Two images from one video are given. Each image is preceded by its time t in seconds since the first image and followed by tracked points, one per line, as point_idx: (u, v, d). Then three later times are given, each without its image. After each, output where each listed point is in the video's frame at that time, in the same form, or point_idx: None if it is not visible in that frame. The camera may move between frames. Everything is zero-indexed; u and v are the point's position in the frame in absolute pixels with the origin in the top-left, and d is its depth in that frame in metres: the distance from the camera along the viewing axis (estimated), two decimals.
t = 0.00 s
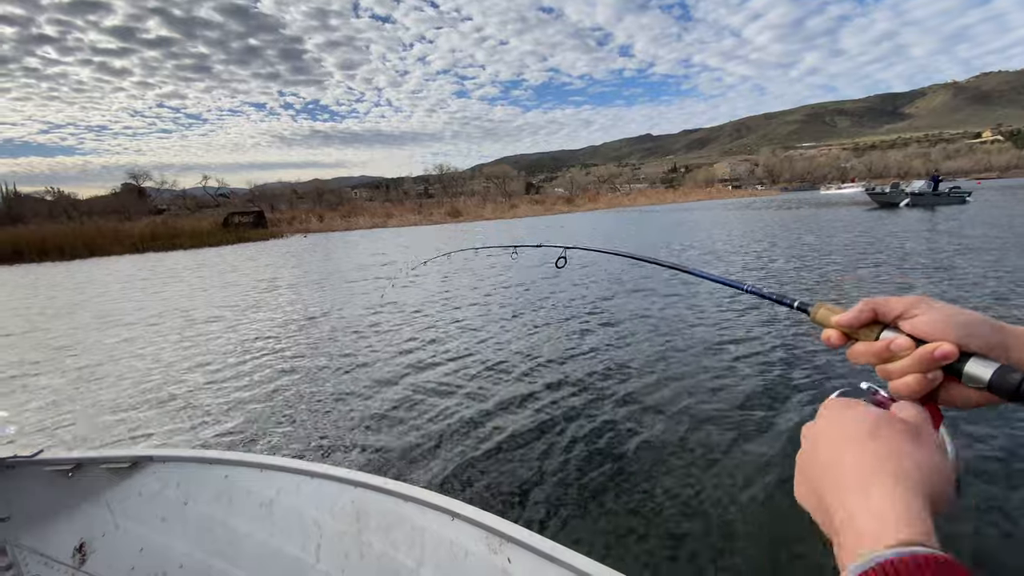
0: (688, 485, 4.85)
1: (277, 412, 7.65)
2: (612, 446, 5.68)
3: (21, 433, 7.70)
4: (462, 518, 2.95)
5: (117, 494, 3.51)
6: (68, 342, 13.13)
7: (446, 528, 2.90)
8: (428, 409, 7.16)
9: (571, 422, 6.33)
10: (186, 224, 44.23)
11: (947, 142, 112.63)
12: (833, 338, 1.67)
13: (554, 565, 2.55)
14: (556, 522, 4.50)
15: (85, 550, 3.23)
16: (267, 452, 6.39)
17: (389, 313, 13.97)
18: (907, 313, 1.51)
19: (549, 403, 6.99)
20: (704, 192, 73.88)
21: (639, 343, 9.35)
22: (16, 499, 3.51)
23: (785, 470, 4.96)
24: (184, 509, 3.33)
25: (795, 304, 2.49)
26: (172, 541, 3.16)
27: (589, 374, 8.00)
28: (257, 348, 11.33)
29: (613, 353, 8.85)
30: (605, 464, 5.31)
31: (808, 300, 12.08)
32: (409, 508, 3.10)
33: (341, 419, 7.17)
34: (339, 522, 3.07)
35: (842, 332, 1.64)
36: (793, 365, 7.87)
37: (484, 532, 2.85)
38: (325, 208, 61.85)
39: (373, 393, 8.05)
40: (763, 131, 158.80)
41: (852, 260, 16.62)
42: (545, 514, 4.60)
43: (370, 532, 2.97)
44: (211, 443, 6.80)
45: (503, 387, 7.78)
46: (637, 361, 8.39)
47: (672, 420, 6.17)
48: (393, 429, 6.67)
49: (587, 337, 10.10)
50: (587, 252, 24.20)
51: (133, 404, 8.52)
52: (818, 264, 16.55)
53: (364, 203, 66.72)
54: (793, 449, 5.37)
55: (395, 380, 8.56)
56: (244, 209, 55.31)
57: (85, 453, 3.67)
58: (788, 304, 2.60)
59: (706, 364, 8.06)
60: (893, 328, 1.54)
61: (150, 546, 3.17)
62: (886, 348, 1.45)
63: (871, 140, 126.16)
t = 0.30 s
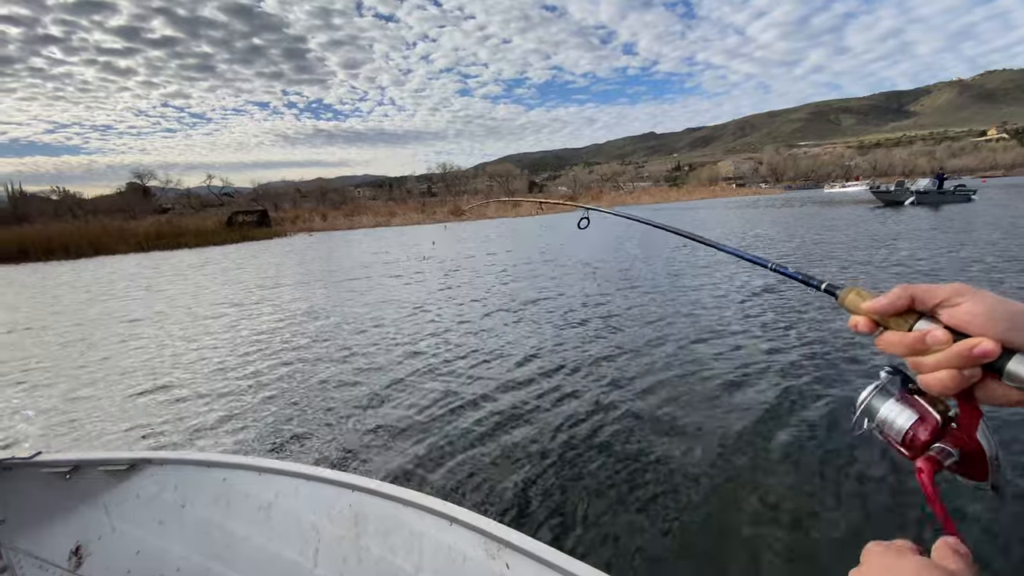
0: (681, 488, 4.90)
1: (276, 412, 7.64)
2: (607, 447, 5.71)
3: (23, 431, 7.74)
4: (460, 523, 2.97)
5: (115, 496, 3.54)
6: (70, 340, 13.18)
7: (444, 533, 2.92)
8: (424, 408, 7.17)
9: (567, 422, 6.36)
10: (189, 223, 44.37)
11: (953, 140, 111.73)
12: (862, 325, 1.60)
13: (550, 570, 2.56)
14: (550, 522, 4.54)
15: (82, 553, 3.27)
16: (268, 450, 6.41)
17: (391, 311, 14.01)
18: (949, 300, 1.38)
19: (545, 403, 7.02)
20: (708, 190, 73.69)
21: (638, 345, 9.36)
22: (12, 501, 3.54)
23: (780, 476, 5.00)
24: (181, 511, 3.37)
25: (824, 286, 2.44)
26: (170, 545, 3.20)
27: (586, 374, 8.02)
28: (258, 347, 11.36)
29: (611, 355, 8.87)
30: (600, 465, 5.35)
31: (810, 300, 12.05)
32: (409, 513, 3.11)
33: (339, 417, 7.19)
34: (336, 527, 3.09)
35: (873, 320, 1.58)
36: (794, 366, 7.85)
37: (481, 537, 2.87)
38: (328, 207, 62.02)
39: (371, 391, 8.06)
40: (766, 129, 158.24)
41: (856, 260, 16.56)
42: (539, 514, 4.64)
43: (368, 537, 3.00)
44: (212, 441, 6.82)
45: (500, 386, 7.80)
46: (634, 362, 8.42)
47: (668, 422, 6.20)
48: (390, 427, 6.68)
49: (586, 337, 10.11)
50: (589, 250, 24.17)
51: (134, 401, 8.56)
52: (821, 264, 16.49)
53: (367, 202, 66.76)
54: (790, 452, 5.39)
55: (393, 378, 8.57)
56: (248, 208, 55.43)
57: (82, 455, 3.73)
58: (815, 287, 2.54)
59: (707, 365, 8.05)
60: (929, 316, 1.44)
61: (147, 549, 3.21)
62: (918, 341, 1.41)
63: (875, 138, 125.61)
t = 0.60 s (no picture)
0: (687, 487, 4.86)
1: (280, 411, 7.62)
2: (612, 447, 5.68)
3: (31, 431, 7.76)
4: (465, 518, 2.91)
5: (121, 493, 3.51)
6: (78, 341, 13.24)
7: (448, 528, 2.87)
8: (429, 408, 7.15)
9: (572, 423, 6.33)
10: (195, 223, 44.57)
11: (961, 138, 110.56)
12: (917, 337, 1.53)
13: (557, 564, 2.51)
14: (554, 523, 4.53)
15: (89, 549, 3.25)
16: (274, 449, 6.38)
17: (397, 311, 13.99)
18: (1010, 311, 1.35)
19: (549, 403, 7.00)
20: (714, 189, 73.25)
21: (644, 345, 9.30)
22: (16, 498, 3.45)
23: (788, 476, 4.94)
24: (186, 508, 3.33)
25: (869, 299, 2.45)
26: (176, 541, 3.17)
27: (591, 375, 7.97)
28: (264, 346, 11.37)
29: (617, 355, 8.81)
30: (604, 465, 5.33)
31: (818, 300, 11.96)
32: (413, 508, 3.06)
33: (345, 417, 7.17)
34: (341, 522, 3.05)
35: (930, 332, 1.50)
36: (803, 366, 7.77)
37: (486, 531, 2.81)
38: (333, 207, 62.24)
39: (376, 390, 8.04)
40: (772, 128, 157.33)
41: (865, 260, 16.38)
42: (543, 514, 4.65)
43: (372, 532, 2.95)
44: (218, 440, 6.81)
45: (505, 386, 7.78)
46: (641, 362, 8.37)
47: (674, 422, 6.14)
48: (395, 427, 6.67)
49: (591, 337, 10.07)
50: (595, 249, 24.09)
51: (141, 400, 8.57)
52: (829, 263, 16.33)
53: (372, 202, 66.75)
54: (798, 453, 5.31)
55: (398, 377, 8.56)
56: (253, 208, 55.58)
57: (89, 452, 3.67)
58: (861, 301, 2.56)
59: (715, 365, 7.98)
60: (994, 326, 1.39)
61: (153, 546, 3.19)
62: (987, 355, 1.34)
63: (882, 136, 124.85)
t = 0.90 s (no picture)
0: (696, 486, 4.77)
1: (283, 411, 7.58)
2: (618, 445, 5.59)
3: (38, 431, 7.75)
4: (466, 514, 2.84)
5: (122, 490, 3.42)
6: (86, 340, 13.25)
7: (450, 524, 2.80)
8: (434, 407, 7.09)
9: (577, 422, 6.25)
10: (202, 223, 44.78)
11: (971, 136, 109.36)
12: (940, 323, 1.50)
13: (558, 559, 2.44)
14: (561, 521, 4.45)
15: (93, 545, 3.10)
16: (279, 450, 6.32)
17: (401, 310, 13.96)
18: None
19: (555, 402, 6.91)
20: (719, 188, 72.93)
21: (651, 342, 9.19)
22: (17, 497, 3.23)
23: (797, 472, 4.84)
24: (189, 505, 3.25)
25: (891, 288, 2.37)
26: (179, 537, 3.08)
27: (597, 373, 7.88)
28: (271, 345, 11.35)
29: (623, 354, 8.71)
30: (611, 464, 5.24)
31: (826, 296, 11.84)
32: (414, 504, 2.99)
33: (350, 416, 7.13)
34: (342, 518, 2.98)
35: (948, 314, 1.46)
36: (816, 361, 7.64)
37: (488, 527, 2.74)
38: (338, 207, 62.41)
39: (382, 390, 7.99)
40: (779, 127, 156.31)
41: (873, 258, 16.24)
42: (551, 511, 4.58)
43: (374, 528, 2.89)
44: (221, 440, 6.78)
45: (511, 385, 7.70)
46: (648, 360, 8.26)
47: (680, 422, 6.04)
48: (400, 427, 6.60)
49: (598, 335, 9.97)
50: (600, 248, 24.03)
51: (147, 400, 8.55)
52: (837, 261, 16.20)
53: (377, 202, 66.79)
54: (806, 449, 5.21)
55: (403, 377, 8.51)
56: (259, 208, 55.77)
57: (92, 449, 3.58)
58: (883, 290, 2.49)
59: (723, 361, 7.88)
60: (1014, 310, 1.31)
61: (156, 542, 3.08)
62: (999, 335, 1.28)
63: (890, 135, 123.90)
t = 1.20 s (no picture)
0: (693, 489, 4.80)
1: (289, 412, 7.65)
2: (617, 447, 5.62)
3: (48, 431, 7.85)
4: (459, 520, 2.86)
5: (114, 493, 3.49)
6: (94, 341, 13.39)
7: (443, 530, 2.83)
8: (435, 407, 7.22)
9: (577, 422, 6.28)
10: (210, 224, 45.10)
11: (980, 131, 108.32)
12: (895, 330, 1.41)
13: (550, 567, 2.46)
14: (557, 522, 4.51)
15: (79, 549, 3.24)
16: (283, 452, 6.35)
17: (404, 310, 14.03)
18: (984, 305, 1.22)
19: (557, 402, 6.94)
20: (725, 185, 72.69)
21: (653, 343, 9.19)
22: (13, 500, 3.44)
23: (793, 480, 4.85)
24: (179, 509, 3.31)
25: (856, 288, 2.30)
26: (168, 541, 3.16)
27: (598, 374, 7.90)
28: (276, 346, 11.45)
29: (626, 354, 8.71)
30: (609, 466, 5.27)
31: (830, 296, 11.78)
32: (409, 510, 3.02)
33: (353, 417, 7.19)
34: (334, 523, 3.03)
35: (902, 324, 1.39)
36: (819, 365, 7.62)
37: (481, 534, 2.77)
38: (344, 207, 62.67)
39: (386, 391, 8.05)
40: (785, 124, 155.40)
41: (878, 257, 16.14)
42: (548, 512, 4.64)
43: (367, 534, 2.92)
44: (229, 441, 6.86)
45: (513, 385, 7.75)
46: (651, 360, 8.26)
47: (679, 423, 6.04)
48: (402, 428, 6.67)
49: (599, 335, 9.97)
50: (604, 247, 24.05)
51: (154, 401, 8.63)
52: (842, 261, 16.12)
53: (383, 202, 66.99)
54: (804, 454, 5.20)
55: (407, 378, 8.58)
56: (266, 209, 56.07)
57: (81, 451, 3.67)
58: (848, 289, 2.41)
59: (723, 363, 7.88)
60: (964, 320, 1.27)
61: (144, 546, 3.18)
62: (952, 348, 1.21)
63: (897, 131, 123.06)
